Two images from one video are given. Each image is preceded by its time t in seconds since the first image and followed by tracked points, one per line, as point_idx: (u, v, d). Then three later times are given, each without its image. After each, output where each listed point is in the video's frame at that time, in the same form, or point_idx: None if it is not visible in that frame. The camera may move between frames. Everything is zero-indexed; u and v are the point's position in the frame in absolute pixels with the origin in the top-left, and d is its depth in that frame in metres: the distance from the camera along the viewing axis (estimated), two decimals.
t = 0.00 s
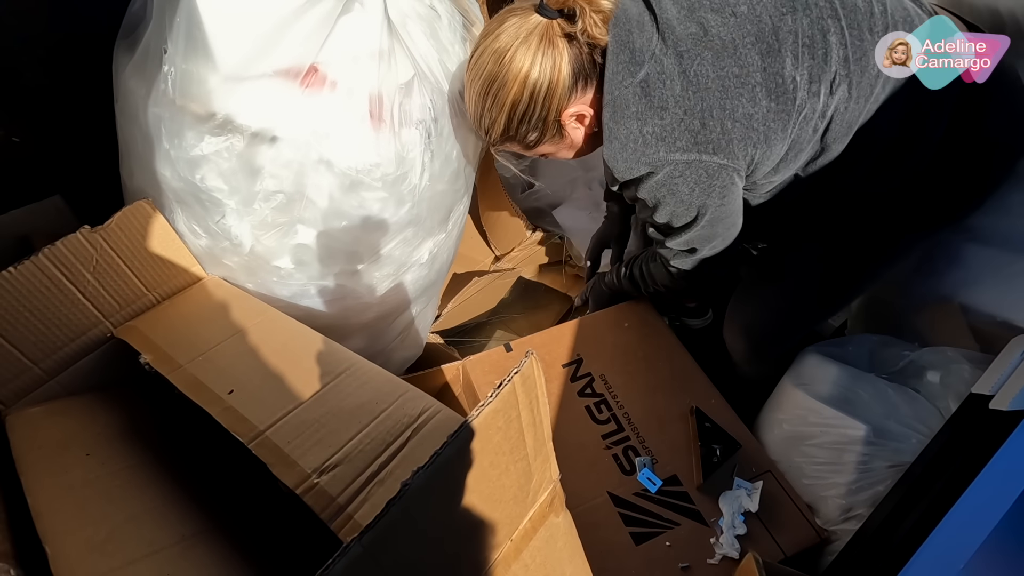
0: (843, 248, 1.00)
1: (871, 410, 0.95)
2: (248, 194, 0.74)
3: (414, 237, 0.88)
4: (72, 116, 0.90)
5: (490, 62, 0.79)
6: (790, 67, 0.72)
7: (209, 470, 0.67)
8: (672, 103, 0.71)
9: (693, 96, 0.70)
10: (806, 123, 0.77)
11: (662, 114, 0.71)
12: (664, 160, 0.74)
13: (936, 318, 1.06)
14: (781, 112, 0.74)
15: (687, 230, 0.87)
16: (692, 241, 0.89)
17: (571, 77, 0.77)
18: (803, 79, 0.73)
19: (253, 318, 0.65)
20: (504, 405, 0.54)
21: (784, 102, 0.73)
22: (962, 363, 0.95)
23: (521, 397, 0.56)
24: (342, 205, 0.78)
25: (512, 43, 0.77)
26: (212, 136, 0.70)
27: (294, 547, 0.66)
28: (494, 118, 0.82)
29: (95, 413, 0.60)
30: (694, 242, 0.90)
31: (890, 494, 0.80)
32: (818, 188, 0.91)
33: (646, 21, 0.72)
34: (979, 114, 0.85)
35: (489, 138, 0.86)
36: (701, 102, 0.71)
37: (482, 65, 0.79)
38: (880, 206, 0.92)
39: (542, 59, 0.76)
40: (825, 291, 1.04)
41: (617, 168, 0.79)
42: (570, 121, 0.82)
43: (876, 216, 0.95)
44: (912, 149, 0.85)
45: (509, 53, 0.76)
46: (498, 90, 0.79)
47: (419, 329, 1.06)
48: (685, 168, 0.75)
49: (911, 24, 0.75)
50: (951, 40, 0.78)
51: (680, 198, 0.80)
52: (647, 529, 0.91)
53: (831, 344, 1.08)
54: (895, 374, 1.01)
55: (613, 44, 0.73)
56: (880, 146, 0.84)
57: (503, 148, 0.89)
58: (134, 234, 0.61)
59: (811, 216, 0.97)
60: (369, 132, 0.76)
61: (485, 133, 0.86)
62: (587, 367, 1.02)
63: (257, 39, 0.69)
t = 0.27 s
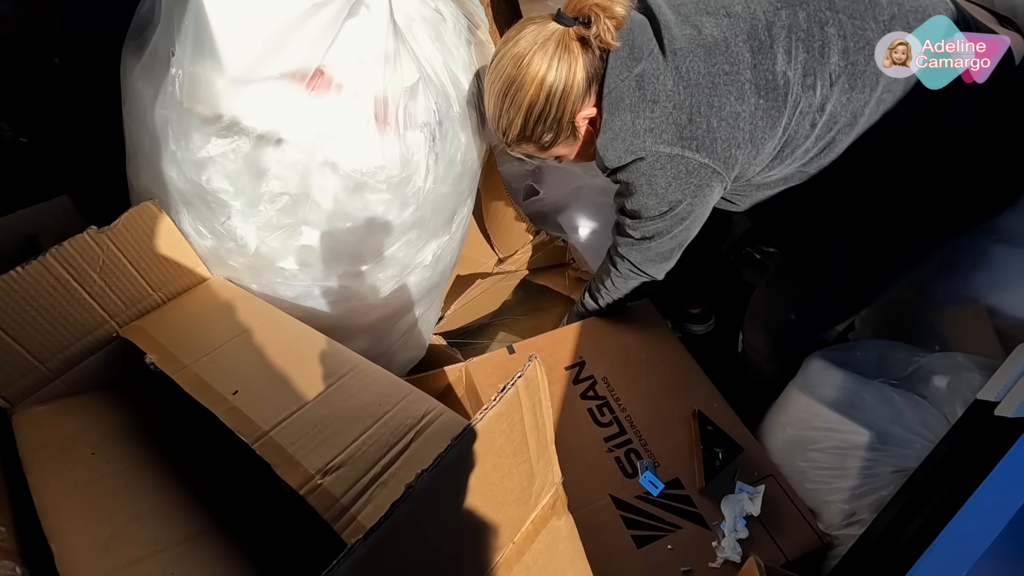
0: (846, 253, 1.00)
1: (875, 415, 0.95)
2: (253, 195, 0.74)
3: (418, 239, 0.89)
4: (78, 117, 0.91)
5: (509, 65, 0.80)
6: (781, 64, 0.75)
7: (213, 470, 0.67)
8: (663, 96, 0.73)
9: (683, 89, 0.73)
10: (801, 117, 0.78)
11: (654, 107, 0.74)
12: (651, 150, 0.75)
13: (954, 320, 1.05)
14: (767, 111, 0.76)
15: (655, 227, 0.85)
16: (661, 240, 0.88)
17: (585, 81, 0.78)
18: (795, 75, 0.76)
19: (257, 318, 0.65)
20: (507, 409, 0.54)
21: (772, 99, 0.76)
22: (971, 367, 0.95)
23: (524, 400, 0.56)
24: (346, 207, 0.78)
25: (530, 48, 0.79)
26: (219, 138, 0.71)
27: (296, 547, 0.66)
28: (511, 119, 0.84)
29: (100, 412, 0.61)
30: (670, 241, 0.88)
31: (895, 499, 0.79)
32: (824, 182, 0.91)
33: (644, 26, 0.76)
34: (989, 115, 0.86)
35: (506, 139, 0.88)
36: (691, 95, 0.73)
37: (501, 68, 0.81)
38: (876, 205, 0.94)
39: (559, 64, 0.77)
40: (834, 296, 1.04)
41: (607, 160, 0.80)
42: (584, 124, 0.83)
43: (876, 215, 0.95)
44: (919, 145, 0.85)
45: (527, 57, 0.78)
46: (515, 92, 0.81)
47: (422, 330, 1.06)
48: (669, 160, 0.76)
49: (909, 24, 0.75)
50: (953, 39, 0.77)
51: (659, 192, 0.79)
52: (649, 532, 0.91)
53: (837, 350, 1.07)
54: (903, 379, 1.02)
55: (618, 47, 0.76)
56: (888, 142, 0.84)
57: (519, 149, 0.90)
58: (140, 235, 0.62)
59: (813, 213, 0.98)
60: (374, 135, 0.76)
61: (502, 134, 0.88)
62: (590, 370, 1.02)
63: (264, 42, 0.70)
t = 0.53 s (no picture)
0: (842, 261, 1.01)
1: (878, 421, 0.94)
2: (256, 197, 0.74)
3: (420, 241, 0.89)
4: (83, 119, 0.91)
5: (510, 79, 0.84)
6: (762, 66, 0.77)
7: (214, 471, 0.67)
8: (648, 93, 0.76)
9: (666, 87, 0.76)
10: (785, 116, 0.81)
11: (640, 105, 0.76)
12: (636, 142, 0.77)
13: (957, 325, 1.02)
14: (748, 109, 0.78)
15: (639, 225, 0.85)
16: (643, 239, 0.87)
17: (582, 92, 0.82)
18: (776, 76, 0.78)
19: (260, 320, 0.65)
20: (506, 414, 0.54)
21: (752, 98, 0.78)
22: (976, 375, 0.93)
23: (524, 405, 0.56)
24: (349, 209, 0.78)
25: (529, 63, 0.82)
26: (222, 140, 0.71)
27: (296, 548, 0.66)
28: (514, 130, 0.87)
29: (103, 412, 0.61)
30: (655, 244, 0.87)
31: (898, 503, 0.79)
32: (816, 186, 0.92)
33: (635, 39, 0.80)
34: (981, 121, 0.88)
35: (511, 149, 0.91)
36: (674, 93, 0.76)
37: (502, 83, 0.85)
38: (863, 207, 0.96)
39: (557, 77, 0.81)
40: (831, 300, 1.06)
41: (598, 157, 0.83)
42: (583, 134, 0.86)
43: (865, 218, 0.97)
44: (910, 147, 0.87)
45: (527, 72, 0.82)
46: (517, 105, 0.84)
47: (423, 332, 1.06)
48: (653, 153, 0.78)
49: (908, 25, 0.77)
50: (952, 40, 0.79)
51: (643, 185, 0.80)
52: (649, 536, 0.91)
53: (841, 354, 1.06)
54: (907, 386, 1.00)
55: (611, 61, 0.79)
56: (880, 145, 0.86)
57: (524, 158, 0.94)
58: (144, 236, 0.62)
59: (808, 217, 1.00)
60: (377, 137, 0.76)
61: (507, 145, 0.91)
62: (591, 373, 1.02)
63: (268, 45, 0.70)
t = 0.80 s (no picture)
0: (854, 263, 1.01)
1: (881, 424, 0.94)
2: (260, 197, 0.74)
3: (423, 242, 0.89)
4: (87, 119, 0.92)
5: (517, 77, 0.84)
6: (770, 56, 0.77)
7: (217, 471, 0.67)
8: (655, 86, 0.76)
9: (673, 79, 0.76)
10: (794, 107, 0.80)
11: (646, 98, 0.76)
12: (643, 134, 0.77)
13: (966, 326, 1.03)
14: (757, 99, 0.78)
15: (648, 220, 0.85)
16: (653, 234, 0.86)
17: (588, 92, 0.82)
18: (783, 66, 0.78)
19: (262, 320, 0.65)
20: (508, 415, 0.54)
21: (761, 88, 0.78)
22: (982, 379, 0.94)
23: (526, 406, 0.56)
24: (352, 209, 0.78)
25: (536, 62, 0.82)
26: (226, 140, 0.71)
27: (298, 548, 0.66)
28: (520, 128, 0.88)
29: (106, 412, 0.61)
30: (665, 240, 0.87)
31: (901, 507, 0.79)
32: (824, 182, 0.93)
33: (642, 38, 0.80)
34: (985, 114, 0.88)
35: (518, 146, 0.92)
36: (681, 84, 0.76)
37: (509, 80, 0.85)
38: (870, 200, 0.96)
39: (562, 77, 0.81)
40: (838, 302, 1.04)
41: (605, 153, 0.82)
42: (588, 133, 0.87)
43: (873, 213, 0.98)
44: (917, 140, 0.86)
45: (534, 71, 0.82)
46: (522, 103, 0.84)
47: (425, 333, 1.06)
48: (661, 144, 0.77)
49: (910, 24, 0.77)
50: (953, 40, 0.79)
51: (652, 177, 0.80)
52: (651, 538, 0.91)
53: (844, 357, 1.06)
54: (910, 390, 1.01)
55: (618, 60, 0.79)
56: (888, 139, 0.86)
57: (529, 155, 0.95)
58: (148, 236, 0.62)
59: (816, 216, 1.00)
60: (380, 138, 0.76)
61: (513, 142, 0.92)
62: (594, 374, 1.02)
63: (272, 46, 0.70)
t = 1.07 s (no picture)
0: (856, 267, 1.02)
1: (882, 428, 0.93)
2: (262, 198, 0.74)
3: (424, 243, 0.89)
4: (90, 119, 0.92)
5: (527, 80, 0.84)
6: (785, 62, 0.77)
7: (217, 471, 0.67)
8: (668, 93, 0.76)
9: (687, 86, 0.76)
10: (809, 113, 0.80)
11: (659, 105, 0.76)
12: (656, 142, 0.76)
13: (979, 328, 1.02)
14: (772, 105, 0.78)
15: (660, 228, 0.85)
16: (665, 242, 0.86)
17: (600, 98, 0.82)
18: (797, 73, 0.78)
19: (264, 321, 0.66)
20: (508, 418, 0.54)
21: (776, 94, 0.78)
22: (983, 385, 0.93)
23: (525, 409, 0.56)
24: (353, 210, 0.78)
25: (547, 65, 0.82)
26: (229, 141, 0.72)
27: (298, 549, 0.66)
28: (528, 132, 0.88)
29: (107, 412, 0.61)
30: (676, 248, 0.87)
31: (902, 511, 0.79)
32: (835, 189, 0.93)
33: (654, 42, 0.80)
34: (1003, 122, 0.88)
35: (526, 150, 0.92)
36: (695, 91, 0.76)
37: (520, 83, 0.85)
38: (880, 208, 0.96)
39: (574, 81, 0.80)
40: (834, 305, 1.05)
41: (615, 159, 0.82)
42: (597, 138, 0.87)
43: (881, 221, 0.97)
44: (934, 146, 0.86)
45: (544, 74, 0.81)
46: (532, 107, 0.84)
47: (426, 334, 1.06)
48: (674, 152, 0.77)
49: (909, 24, 0.77)
50: (952, 39, 0.79)
51: (664, 185, 0.79)
52: (652, 540, 0.91)
53: (846, 364, 1.05)
54: (912, 395, 1.00)
55: (630, 64, 0.79)
56: (902, 145, 0.86)
57: (537, 159, 0.95)
58: (151, 236, 0.63)
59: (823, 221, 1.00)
60: (382, 139, 0.76)
61: (521, 145, 0.92)
62: (595, 376, 1.02)
63: (274, 47, 0.71)
